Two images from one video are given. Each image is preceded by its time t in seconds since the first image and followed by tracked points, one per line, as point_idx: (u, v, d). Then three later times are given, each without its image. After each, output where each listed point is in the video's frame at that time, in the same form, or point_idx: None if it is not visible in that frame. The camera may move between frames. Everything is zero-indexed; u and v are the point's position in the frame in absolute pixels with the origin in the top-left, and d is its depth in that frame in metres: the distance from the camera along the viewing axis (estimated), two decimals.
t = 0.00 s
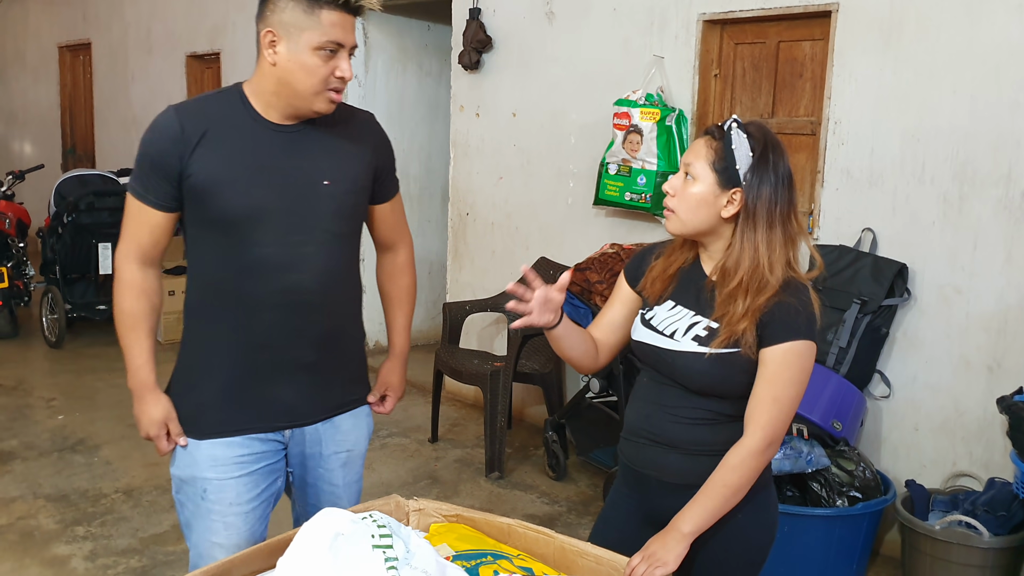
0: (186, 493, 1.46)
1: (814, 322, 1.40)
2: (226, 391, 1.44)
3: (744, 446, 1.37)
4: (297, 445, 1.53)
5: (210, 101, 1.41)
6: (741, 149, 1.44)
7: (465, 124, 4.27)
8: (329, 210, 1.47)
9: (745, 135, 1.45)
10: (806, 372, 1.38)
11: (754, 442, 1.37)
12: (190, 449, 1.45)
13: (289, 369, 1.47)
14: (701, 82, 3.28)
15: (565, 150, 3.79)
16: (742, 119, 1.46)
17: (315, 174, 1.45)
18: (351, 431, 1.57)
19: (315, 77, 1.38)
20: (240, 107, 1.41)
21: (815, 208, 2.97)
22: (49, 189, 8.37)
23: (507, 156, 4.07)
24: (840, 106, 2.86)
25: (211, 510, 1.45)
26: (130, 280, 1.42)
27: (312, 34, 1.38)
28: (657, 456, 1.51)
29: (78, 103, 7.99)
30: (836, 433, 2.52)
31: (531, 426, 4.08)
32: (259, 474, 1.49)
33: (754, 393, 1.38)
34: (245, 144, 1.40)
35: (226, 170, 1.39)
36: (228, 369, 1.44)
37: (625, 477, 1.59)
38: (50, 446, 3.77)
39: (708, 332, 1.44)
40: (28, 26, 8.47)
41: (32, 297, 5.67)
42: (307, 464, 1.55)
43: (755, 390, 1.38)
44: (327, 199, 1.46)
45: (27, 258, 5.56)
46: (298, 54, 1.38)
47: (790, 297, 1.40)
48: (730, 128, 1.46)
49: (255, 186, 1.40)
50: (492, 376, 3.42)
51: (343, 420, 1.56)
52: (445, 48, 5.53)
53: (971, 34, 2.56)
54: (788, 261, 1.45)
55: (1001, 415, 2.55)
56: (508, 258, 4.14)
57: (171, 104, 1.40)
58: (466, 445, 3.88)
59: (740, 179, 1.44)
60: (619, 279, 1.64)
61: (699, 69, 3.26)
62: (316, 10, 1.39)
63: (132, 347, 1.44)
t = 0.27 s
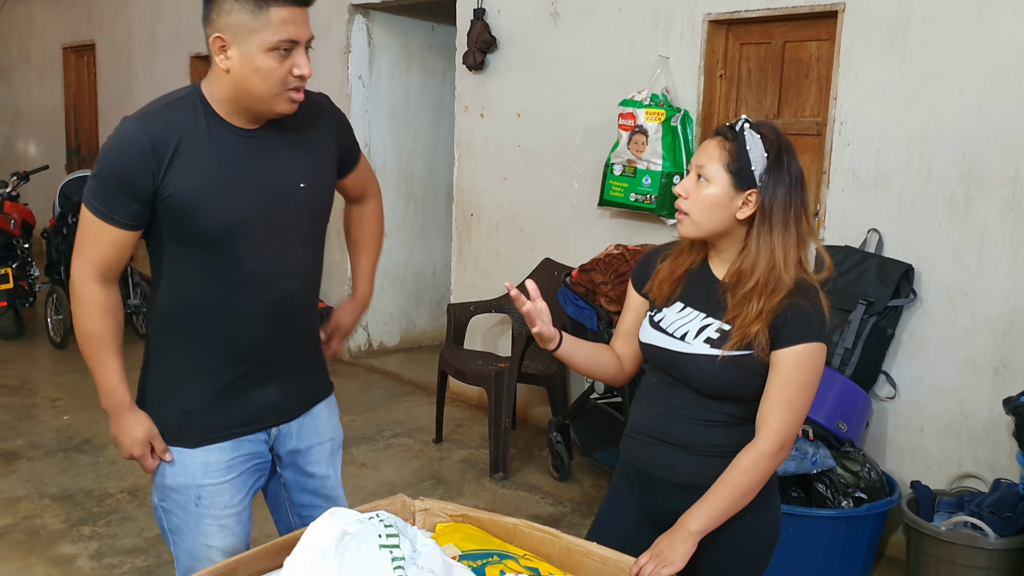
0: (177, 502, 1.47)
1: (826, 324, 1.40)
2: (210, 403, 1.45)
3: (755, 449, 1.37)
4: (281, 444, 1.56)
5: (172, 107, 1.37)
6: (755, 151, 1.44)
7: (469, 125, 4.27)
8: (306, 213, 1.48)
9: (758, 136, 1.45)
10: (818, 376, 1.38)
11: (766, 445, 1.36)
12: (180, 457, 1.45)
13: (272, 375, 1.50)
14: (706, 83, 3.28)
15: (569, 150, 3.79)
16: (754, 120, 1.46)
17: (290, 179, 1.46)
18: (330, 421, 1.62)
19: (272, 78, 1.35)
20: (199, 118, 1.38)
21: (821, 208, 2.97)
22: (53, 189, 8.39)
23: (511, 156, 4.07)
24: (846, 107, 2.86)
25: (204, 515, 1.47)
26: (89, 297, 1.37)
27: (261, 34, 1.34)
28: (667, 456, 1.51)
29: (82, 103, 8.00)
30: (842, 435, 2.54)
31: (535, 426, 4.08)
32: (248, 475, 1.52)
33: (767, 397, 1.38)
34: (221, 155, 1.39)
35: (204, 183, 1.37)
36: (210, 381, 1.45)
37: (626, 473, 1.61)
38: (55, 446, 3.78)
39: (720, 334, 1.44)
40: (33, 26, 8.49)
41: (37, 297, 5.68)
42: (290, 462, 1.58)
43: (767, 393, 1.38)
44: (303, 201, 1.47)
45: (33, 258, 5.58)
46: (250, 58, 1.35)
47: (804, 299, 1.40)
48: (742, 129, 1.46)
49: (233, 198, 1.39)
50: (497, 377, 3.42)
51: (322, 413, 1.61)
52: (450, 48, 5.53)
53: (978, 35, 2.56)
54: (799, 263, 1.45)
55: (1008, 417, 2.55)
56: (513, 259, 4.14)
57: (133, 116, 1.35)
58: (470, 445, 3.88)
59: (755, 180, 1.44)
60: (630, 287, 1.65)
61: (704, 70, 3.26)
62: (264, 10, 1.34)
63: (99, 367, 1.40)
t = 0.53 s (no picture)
0: (181, 499, 1.53)
1: (825, 320, 1.40)
2: (216, 397, 1.51)
3: (751, 443, 1.37)
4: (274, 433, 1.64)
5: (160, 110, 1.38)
6: (761, 145, 1.43)
7: (472, 122, 4.26)
8: (297, 200, 1.57)
9: (763, 130, 1.45)
10: (815, 371, 1.37)
11: (762, 440, 1.36)
12: (184, 456, 1.51)
13: (271, 362, 1.58)
14: (709, 80, 3.27)
15: (572, 148, 3.79)
16: (759, 114, 1.46)
17: (278, 164, 1.52)
18: (318, 408, 1.70)
19: (246, 76, 1.36)
20: (188, 119, 1.40)
21: (824, 206, 2.96)
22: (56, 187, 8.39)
23: (514, 154, 4.07)
24: (849, 105, 2.85)
25: (208, 510, 1.54)
26: (93, 318, 1.37)
27: (229, 34, 1.34)
28: (664, 454, 1.51)
29: (85, 101, 8.00)
30: (845, 433, 2.51)
31: (538, 425, 4.08)
32: (246, 470, 1.59)
33: (763, 391, 1.38)
34: (220, 159, 1.43)
35: (207, 188, 1.41)
36: (214, 375, 1.51)
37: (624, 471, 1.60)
38: (57, 444, 3.78)
39: (719, 326, 1.43)
40: (35, 23, 8.48)
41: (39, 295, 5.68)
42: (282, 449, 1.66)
43: (765, 388, 1.38)
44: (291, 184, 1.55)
45: (35, 256, 5.57)
46: (221, 58, 1.35)
47: (804, 293, 1.40)
48: (747, 123, 1.45)
49: (234, 199, 1.44)
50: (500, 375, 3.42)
51: (311, 401, 1.69)
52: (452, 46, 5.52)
53: (982, 32, 2.55)
54: (801, 257, 1.45)
55: (1011, 415, 2.54)
56: (515, 257, 4.13)
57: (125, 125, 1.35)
58: (473, 443, 3.88)
59: (762, 175, 1.43)
60: (630, 283, 1.64)
61: (707, 67, 3.25)
62: (227, 8, 1.34)
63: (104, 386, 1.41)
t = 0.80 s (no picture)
0: (184, 492, 1.53)
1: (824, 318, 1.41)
2: (214, 386, 1.52)
3: (757, 442, 1.38)
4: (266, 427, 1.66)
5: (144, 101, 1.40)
6: (758, 146, 1.44)
7: (474, 122, 4.27)
8: (285, 189, 1.58)
9: (760, 132, 1.46)
10: (817, 368, 1.38)
11: (768, 438, 1.37)
12: (190, 449, 1.52)
13: (265, 352, 1.59)
14: (712, 81, 3.27)
15: (574, 149, 3.79)
16: (756, 116, 1.47)
17: (268, 154, 1.54)
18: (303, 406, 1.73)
19: (220, 73, 1.37)
20: (172, 108, 1.42)
21: (826, 207, 2.96)
22: (59, 185, 8.40)
23: (516, 154, 4.07)
24: (851, 106, 2.85)
25: (211, 503, 1.55)
26: (95, 308, 1.39)
27: (204, 30, 1.34)
28: (672, 458, 1.51)
29: (88, 100, 8.02)
30: (847, 433, 2.52)
31: (540, 425, 4.09)
32: (246, 461, 1.61)
33: (766, 390, 1.39)
34: (207, 145, 1.44)
35: (194, 173, 1.42)
36: (210, 365, 1.52)
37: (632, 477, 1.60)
38: (58, 442, 3.79)
39: (720, 327, 1.44)
40: (38, 22, 8.49)
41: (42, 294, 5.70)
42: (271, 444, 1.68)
43: (768, 387, 1.38)
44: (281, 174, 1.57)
45: (37, 255, 5.59)
46: (196, 52, 1.36)
47: (801, 292, 1.40)
48: (746, 125, 1.46)
49: (223, 186, 1.45)
50: (502, 375, 3.42)
51: (298, 398, 1.72)
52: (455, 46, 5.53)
53: (983, 34, 2.55)
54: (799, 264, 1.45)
55: (1013, 416, 2.55)
56: (518, 257, 4.14)
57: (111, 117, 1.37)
58: (475, 443, 3.89)
59: (759, 175, 1.44)
60: (626, 288, 1.64)
61: (709, 68, 3.25)
62: (206, 5, 1.34)
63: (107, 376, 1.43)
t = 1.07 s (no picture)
0: (156, 477, 1.56)
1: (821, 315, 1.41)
2: (186, 374, 1.55)
3: (758, 441, 1.38)
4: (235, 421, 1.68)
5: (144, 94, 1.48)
6: (749, 144, 1.45)
7: (474, 123, 4.27)
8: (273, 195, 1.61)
9: (750, 131, 1.47)
10: (816, 365, 1.38)
11: (768, 436, 1.37)
12: (161, 434, 1.55)
13: (239, 349, 1.62)
14: (711, 82, 3.27)
15: (574, 149, 3.79)
16: (744, 115, 1.48)
17: (257, 163, 1.57)
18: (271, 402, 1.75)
19: (216, 84, 1.45)
20: (171, 105, 1.48)
21: (825, 208, 2.96)
22: (58, 185, 8.40)
23: (516, 155, 4.07)
24: (851, 107, 2.85)
25: (182, 488, 1.58)
26: (75, 275, 1.46)
27: (210, 43, 1.43)
28: (676, 462, 1.51)
29: (88, 100, 8.01)
30: (846, 434, 2.52)
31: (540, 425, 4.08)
32: (218, 450, 1.63)
33: (766, 388, 1.39)
34: (197, 142, 1.49)
35: (179, 167, 1.47)
36: (182, 355, 1.55)
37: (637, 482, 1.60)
38: (58, 443, 3.79)
39: (718, 329, 1.43)
40: (39, 23, 8.49)
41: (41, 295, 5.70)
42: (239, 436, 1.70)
43: (767, 385, 1.38)
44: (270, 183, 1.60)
45: (37, 255, 5.59)
46: (201, 61, 1.44)
47: (797, 290, 1.40)
48: (735, 124, 1.47)
49: (206, 182, 1.50)
50: (501, 376, 3.42)
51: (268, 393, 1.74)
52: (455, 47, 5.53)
53: (983, 35, 2.55)
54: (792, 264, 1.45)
55: (1013, 417, 2.55)
56: (518, 257, 4.14)
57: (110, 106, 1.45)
58: (475, 444, 3.88)
59: (751, 173, 1.45)
60: (625, 293, 1.64)
61: (709, 69, 3.25)
62: (216, 21, 1.42)
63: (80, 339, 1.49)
